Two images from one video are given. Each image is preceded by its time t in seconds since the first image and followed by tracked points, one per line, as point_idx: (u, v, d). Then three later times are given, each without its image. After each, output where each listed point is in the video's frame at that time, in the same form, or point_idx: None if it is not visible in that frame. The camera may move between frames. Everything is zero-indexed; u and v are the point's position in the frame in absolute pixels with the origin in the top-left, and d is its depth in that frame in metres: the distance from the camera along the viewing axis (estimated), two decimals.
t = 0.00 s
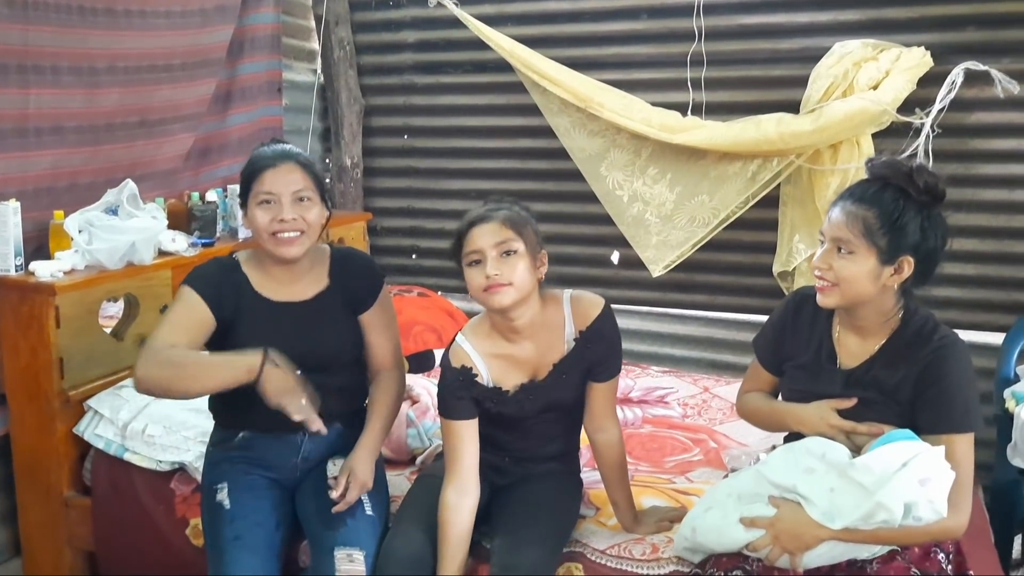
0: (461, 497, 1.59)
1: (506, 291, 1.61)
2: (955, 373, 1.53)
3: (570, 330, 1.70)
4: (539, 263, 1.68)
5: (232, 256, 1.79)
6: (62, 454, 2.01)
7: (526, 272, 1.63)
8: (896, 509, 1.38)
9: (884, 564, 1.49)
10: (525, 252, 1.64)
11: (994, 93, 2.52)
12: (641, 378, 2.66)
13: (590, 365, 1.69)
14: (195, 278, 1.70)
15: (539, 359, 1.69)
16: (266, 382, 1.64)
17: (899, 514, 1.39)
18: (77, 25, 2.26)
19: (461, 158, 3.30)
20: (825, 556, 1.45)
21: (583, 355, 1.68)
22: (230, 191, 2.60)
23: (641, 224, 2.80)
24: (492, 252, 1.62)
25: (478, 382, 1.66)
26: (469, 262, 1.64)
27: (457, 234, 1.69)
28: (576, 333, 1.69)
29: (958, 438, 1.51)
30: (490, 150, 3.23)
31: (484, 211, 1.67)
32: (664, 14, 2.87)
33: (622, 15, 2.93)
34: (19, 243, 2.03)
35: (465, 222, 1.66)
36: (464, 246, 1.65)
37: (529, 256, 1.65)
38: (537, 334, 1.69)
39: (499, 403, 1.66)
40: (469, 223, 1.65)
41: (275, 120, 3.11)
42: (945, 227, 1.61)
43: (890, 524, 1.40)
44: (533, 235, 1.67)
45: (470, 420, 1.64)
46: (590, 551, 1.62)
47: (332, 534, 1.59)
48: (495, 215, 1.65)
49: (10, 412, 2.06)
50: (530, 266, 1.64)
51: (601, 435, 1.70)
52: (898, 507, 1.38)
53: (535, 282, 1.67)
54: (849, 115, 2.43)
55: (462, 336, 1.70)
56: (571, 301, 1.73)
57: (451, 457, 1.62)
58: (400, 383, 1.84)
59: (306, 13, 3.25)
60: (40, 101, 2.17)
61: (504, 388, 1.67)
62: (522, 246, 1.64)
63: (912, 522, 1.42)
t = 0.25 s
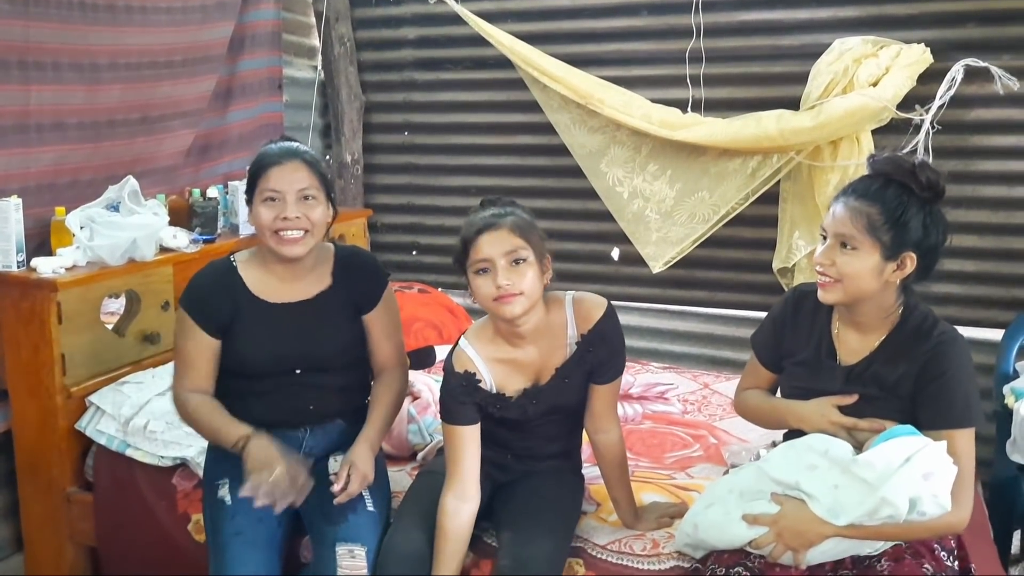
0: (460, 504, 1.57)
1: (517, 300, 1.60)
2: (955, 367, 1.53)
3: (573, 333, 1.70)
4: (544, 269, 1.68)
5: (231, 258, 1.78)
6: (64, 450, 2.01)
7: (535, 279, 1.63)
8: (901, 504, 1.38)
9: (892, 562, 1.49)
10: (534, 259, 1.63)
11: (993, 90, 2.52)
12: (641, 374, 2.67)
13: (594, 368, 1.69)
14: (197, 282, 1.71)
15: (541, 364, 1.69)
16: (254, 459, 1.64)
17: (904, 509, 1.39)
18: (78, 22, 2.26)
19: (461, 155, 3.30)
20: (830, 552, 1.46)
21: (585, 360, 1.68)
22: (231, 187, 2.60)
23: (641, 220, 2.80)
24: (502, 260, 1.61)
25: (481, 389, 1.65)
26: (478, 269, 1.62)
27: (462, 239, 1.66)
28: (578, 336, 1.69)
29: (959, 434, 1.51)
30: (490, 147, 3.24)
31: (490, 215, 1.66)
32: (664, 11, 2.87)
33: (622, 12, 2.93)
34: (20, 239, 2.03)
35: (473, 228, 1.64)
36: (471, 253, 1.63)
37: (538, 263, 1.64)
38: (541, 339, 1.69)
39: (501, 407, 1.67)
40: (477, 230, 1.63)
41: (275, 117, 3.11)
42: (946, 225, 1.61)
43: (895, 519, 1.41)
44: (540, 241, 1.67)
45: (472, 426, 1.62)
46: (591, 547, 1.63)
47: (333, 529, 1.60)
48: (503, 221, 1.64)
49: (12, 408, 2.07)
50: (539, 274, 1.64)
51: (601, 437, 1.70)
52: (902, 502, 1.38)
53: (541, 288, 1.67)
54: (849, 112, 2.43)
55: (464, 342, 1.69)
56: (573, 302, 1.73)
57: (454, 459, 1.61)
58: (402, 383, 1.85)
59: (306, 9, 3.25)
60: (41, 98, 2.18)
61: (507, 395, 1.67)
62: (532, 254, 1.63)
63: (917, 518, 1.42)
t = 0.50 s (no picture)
0: (456, 501, 1.56)
1: (528, 305, 1.59)
2: (956, 363, 1.53)
3: (574, 333, 1.70)
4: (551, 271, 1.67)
5: (230, 254, 1.78)
6: (61, 447, 2.01)
7: (546, 283, 1.63)
8: (907, 503, 1.38)
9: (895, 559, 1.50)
10: (545, 263, 1.63)
11: (993, 86, 2.52)
12: (640, 371, 2.67)
13: (595, 366, 1.68)
14: (195, 280, 1.71)
15: (542, 365, 1.69)
16: (238, 490, 1.62)
17: (909, 507, 1.38)
18: (75, 17, 2.25)
19: (460, 151, 3.29)
20: (833, 551, 1.46)
21: (586, 360, 1.67)
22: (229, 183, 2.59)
23: (640, 216, 2.80)
24: (516, 265, 1.59)
25: (481, 388, 1.64)
26: (491, 271, 1.60)
27: (471, 238, 1.63)
28: (580, 335, 1.69)
29: (961, 430, 1.51)
30: (489, 143, 3.23)
31: (504, 217, 1.63)
32: (663, 6, 2.86)
33: (622, 7, 2.92)
34: (18, 236, 2.03)
35: (486, 229, 1.61)
36: (484, 255, 1.60)
37: (547, 267, 1.64)
38: (542, 339, 1.69)
39: (501, 407, 1.66)
40: (491, 231, 1.60)
41: (273, 113, 3.11)
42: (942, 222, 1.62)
43: (900, 518, 1.40)
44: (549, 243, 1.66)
45: (471, 426, 1.62)
46: (590, 545, 1.63)
47: (331, 527, 1.60)
48: (516, 223, 1.62)
49: (10, 405, 2.06)
50: (548, 279, 1.64)
51: (601, 436, 1.69)
52: (908, 500, 1.38)
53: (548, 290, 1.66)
54: (848, 108, 2.43)
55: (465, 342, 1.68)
56: (574, 302, 1.73)
57: (451, 456, 1.60)
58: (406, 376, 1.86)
59: (304, 5, 3.24)
60: (39, 94, 2.17)
61: (507, 395, 1.67)
62: (543, 258, 1.63)
63: (922, 515, 1.42)
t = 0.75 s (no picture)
0: (456, 501, 1.57)
1: (538, 310, 1.60)
2: (952, 366, 1.53)
3: (573, 334, 1.70)
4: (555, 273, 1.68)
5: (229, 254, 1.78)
6: (61, 447, 2.01)
7: (552, 287, 1.64)
8: (897, 504, 1.38)
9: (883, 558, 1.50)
10: (552, 267, 1.64)
11: (992, 85, 2.52)
12: (639, 370, 2.67)
13: (593, 367, 1.68)
14: (194, 279, 1.71)
15: (541, 366, 1.70)
16: (253, 510, 1.60)
17: (900, 509, 1.38)
18: (74, 17, 2.25)
19: (459, 149, 3.29)
20: (825, 551, 1.46)
21: (584, 359, 1.67)
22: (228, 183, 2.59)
23: (639, 215, 2.80)
24: (527, 269, 1.60)
25: (479, 388, 1.65)
26: (502, 275, 1.60)
27: (479, 240, 1.62)
28: (578, 337, 1.70)
29: (957, 433, 1.52)
30: (488, 142, 3.23)
31: (513, 219, 1.63)
32: (662, 5, 2.86)
33: (621, 6, 2.92)
34: (17, 236, 2.03)
35: (497, 233, 1.60)
36: (494, 258, 1.60)
37: (554, 271, 1.65)
38: (542, 339, 1.69)
39: (499, 407, 1.66)
40: (503, 235, 1.60)
41: (272, 112, 3.10)
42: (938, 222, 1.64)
43: (890, 520, 1.40)
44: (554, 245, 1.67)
45: (471, 426, 1.62)
46: (588, 545, 1.64)
47: (331, 527, 1.60)
48: (525, 227, 1.62)
49: (9, 405, 2.07)
50: (555, 282, 1.65)
51: (598, 437, 1.70)
52: (898, 502, 1.38)
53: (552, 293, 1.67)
54: (847, 107, 2.43)
55: (465, 342, 1.68)
56: (572, 302, 1.73)
57: (451, 457, 1.60)
58: (402, 377, 1.85)
59: (303, 4, 3.24)
60: (38, 94, 2.17)
61: (505, 395, 1.68)
62: (550, 262, 1.64)
63: (913, 518, 1.42)
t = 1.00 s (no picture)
0: (456, 502, 1.57)
1: (532, 307, 1.60)
2: (946, 367, 1.53)
3: (569, 335, 1.70)
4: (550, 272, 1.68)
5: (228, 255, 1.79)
6: (61, 447, 2.01)
7: (547, 285, 1.64)
8: (885, 501, 1.38)
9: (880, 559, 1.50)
10: (546, 265, 1.64)
11: (990, 85, 2.52)
12: (638, 369, 2.67)
13: (590, 368, 1.68)
14: (193, 280, 1.71)
15: (538, 365, 1.70)
16: (264, 523, 1.60)
17: (888, 506, 1.39)
18: (73, 17, 2.25)
19: (458, 149, 3.29)
20: (818, 549, 1.47)
21: (580, 360, 1.68)
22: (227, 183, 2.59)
23: (639, 215, 2.80)
24: (520, 267, 1.60)
25: (477, 388, 1.66)
26: (496, 274, 1.60)
27: (473, 240, 1.62)
28: (576, 338, 1.70)
29: (949, 433, 1.51)
30: (487, 141, 3.23)
31: (506, 218, 1.64)
32: (661, 5, 2.86)
33: (620, 6, 2.92)
34: (16, 236, 2.03)
35: (491, 232, 1.61)
36: (487, 257, 1.60)
37: (549, 269, 1.65)
38: (539, 339, 1.69)
39: (497, 407, 1.67)
40: (495, 234, 1.60)
41: (272, 112, 3.11)
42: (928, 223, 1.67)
43: (879, 516, 1.41)
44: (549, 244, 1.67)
45: (470, 425, 1.63)
46: (587, 545, 1.64)
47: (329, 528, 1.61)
48: (518, 225, 1.62)
49: (9, 405, 2.07)
50: (550, 281, 1.65)
51: (596, 437, 1.70)
52: (886, 499, 1.38)
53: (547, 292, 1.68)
54: (845, 107, 2.43)
55: (462, 342, 1.68)
56: (569, 302, 1.73)
57: (451, 459, 1.61)
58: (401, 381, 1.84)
59: (302, 4, 3.24)
60: (37, 94, 2.17)
61: (503, 394, 1.69)
62: (545, 260, 1.64)
63: (901, 515, 1.42)
